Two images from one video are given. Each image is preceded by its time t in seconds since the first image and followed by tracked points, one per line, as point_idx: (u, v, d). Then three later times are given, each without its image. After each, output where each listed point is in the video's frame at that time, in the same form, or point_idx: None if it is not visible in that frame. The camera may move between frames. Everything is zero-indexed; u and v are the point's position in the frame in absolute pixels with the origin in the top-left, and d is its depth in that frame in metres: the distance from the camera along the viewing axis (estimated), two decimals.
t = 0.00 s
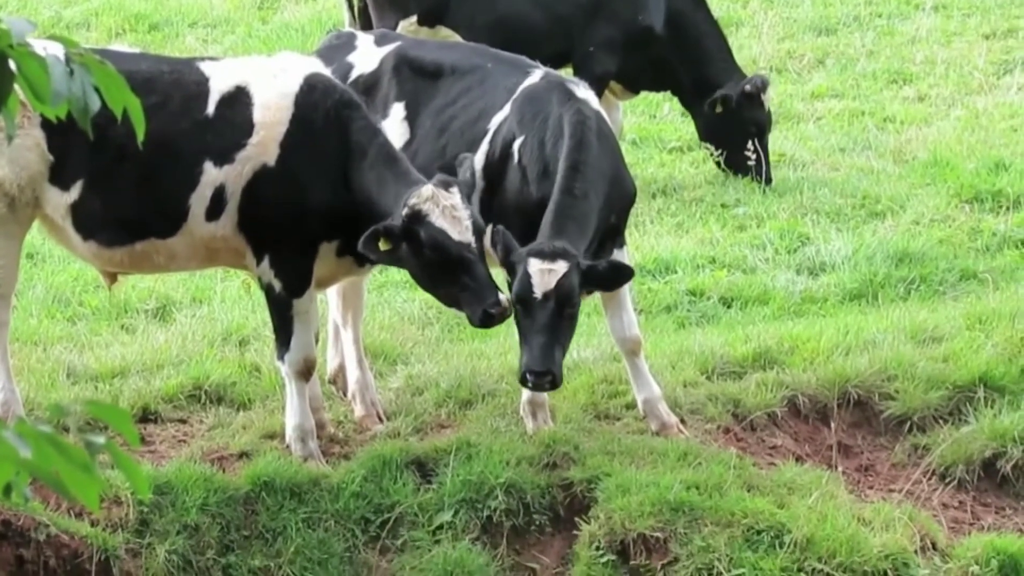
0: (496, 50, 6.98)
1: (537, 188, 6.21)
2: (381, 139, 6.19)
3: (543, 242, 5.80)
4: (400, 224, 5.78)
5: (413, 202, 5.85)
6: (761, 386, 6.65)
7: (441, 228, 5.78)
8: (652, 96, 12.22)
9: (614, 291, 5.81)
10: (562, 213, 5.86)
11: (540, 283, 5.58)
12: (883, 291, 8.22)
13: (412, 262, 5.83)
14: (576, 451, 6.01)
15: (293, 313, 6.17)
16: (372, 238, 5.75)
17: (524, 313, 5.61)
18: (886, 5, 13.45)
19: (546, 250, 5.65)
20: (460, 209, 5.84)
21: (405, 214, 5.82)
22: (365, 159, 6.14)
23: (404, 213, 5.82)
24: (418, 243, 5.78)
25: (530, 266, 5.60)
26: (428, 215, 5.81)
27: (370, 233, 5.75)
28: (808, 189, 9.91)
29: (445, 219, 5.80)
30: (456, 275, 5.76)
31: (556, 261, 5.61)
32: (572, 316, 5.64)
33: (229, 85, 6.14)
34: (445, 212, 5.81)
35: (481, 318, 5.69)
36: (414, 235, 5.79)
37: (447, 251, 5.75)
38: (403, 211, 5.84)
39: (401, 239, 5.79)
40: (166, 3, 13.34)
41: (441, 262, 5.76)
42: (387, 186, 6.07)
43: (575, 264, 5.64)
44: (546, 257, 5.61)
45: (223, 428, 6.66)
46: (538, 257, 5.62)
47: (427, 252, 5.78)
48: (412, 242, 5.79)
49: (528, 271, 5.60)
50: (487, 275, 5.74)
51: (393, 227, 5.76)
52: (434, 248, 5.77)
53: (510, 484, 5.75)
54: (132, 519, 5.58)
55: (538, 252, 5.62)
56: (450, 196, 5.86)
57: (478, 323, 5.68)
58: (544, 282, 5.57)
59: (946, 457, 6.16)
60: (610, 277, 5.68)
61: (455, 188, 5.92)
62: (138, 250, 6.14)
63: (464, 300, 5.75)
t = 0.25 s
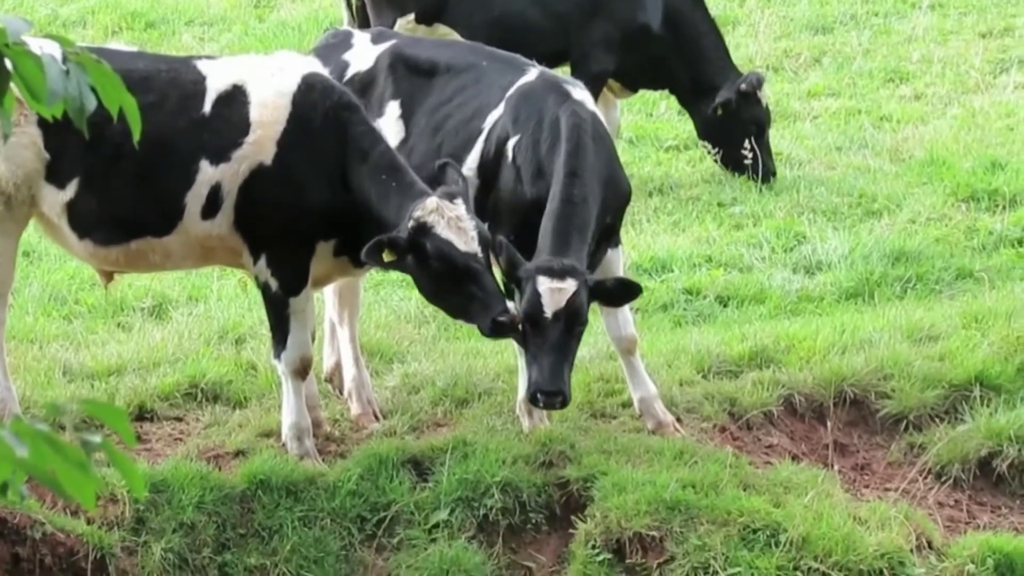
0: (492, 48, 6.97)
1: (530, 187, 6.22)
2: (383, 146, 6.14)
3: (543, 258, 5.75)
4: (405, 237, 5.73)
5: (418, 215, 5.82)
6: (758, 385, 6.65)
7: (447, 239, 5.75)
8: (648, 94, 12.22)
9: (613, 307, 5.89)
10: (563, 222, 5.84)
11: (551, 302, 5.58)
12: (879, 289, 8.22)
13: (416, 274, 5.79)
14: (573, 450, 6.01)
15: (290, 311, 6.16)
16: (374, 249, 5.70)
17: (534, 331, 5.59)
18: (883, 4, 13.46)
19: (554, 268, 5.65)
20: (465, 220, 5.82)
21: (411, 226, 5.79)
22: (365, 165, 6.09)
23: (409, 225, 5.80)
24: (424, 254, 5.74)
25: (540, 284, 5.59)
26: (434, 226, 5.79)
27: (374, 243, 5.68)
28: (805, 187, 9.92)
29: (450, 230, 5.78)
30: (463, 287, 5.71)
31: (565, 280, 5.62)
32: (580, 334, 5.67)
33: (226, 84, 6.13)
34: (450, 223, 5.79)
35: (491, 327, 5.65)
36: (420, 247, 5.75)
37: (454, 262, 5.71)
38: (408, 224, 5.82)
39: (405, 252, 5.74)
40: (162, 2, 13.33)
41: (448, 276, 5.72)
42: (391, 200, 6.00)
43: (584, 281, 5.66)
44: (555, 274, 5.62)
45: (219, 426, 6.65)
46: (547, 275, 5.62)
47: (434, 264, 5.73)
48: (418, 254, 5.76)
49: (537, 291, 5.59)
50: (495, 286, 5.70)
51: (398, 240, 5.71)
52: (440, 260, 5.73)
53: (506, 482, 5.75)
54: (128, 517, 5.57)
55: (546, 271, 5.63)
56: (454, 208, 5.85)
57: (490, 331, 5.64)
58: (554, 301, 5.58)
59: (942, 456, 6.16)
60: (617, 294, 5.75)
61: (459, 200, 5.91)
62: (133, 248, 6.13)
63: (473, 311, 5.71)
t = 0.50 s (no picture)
0: (486, 45, 6.97)
1: (523, 183, 6.21)
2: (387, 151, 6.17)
3: (547, 272, 5.78)
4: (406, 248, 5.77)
5: (421, 226, 5.84)
6: (752, 381, 6.65)
7: (449, 252, 5.76)
8: (643, 91, 12.22)
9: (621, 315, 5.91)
10: (564, 230, 5.86)
11: (558, 318, 5.60)
12: (873, 286, 8.23)
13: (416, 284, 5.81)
14: (567, 446, 6.01)
15: (284, 308, 6.15)
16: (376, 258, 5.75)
17: (540, 346, 5.63)
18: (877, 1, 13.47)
19: (560, 283, 5.67)
20: (467, 232, 5.83)
21: (413, 237, 5.80)
22: (364, 169, 6.10)
23: (412, 236, 5.81)
24: (425, 266, 5.76)
25: (546, 300, 5.62)
26: (436, 238, 5.79)
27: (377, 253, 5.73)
28: (799, 184, 9.92)
29: (452, 243, 5.78)
30: (463, 300, 5.74)
31: (571, 295, 5.64)
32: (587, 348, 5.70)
33: (221, 82, 6.12)
34: (452, 235, 5.80)
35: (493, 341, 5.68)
36: (422, 259, 5.78)
37: (457, 275, 5.72)
38: (410, 236, 5.82)
39: (405, 263, 5.77)
40: None
41: (451, 288, 5.74)
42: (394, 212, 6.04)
43: (589, 296, 5.68)
44: (561, 290, 5.64)
45: (213, 422, 6.64)
46: (553, 291, 5.64)
47: (435, 276, 5.75)
48: (418, 266, 5.78)
49: (544, 308, 5.61)
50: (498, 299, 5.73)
51: (399, 251, 5.76)
52: (441, 272, 5.75)
53: (501, 479, 5.75)
54: (123, 513, 5.55)
55: (552, 286, 5.65)
56: (457, 220, 5.87)
57: (490, 344, 5.67)
58: (560, 317, 5.60)
59: (936, 453, 6.16)
60: (625, 305, 5.77)
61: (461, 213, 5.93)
62: (128, 245, 6.12)
63: (477, 324, 5.73)
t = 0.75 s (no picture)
0: (480, 43, 6.97)
1: (517, 182, 6.18)
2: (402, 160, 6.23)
3: (553, 278, 5.76)
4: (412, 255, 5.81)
5: (430, 235, 5.85)
6: (747, 380, 6.65)
7: (456, 263, 5.77)
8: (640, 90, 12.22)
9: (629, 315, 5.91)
10: (568, 235, 5.85)
11: (566, 325, 5.60)
12: (869, 285, 8.22)
13: (420, 292, 5.84)
14: (563, 445, 6.00)
15: (280, 307, 6.15)
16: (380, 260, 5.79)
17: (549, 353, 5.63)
18: None
19: (567, 289, 5.67)
20: (474, 246, 5.83)
21: (422, 246, 5.82)
22: (364, 172, 6.09)
23: (421, 245, 5.83)
24: (434, 276, 5.79)
25: (553, 306, 5.62)
26: (446, 250, 5.80)
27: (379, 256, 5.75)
28: (795, 183, 9.92)
29: (459, 255, 5.79)
30: (469, 310, 5.76)
31: (578, 300, 5.64)
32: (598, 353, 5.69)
33: (218, 81, 6.11)
34: (461, 248, 5.81)
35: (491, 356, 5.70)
36: (429, 269, 5.80)
37: (464, 287, 5.74)
38: (421, 245, 5.84)
39: (413, 271, 5.82)
40: None
41: (460, 298, 5.76)
42: (400, 222, 6.05)
43: (596, 301, 5.67)
44: (567, 296, 5.64)
45: (209, 421, 6.63)
46: (559, 297, 5.64)
47: (445, 286, 5.78)
48: (426, 276, 5.81)
49: (551, 315, 5.61)
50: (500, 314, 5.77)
51: (405, 257, 5.80)
52: (450, 282, 5.77)
53: (496, 477, 5.75)
54: (118, 512, 5.55)
55: (559, 292, 5.64)
56: (465, 233, 5.87)
57: (487, 359, 5.69)
58: (568, 322, 5.60)
59: (932, 452, 6.16)
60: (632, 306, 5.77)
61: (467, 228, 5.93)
62: (125, 244, 6.11)
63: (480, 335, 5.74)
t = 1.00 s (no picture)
0: (477, 39, 6.96)
1: (514, 178, 6.18)
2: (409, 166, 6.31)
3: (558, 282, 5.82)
4: (416, 256, 5.83)
5: (434, 236, 5.86)
6: (744, 377, 6.65)
7: (462, 263, 5.79)
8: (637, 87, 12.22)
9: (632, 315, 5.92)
10: (570, 237, 5.88)
11: (573, 327, 5.63)
12: (866, 282, 8.23)
13: (423, 293, 5.87)
14: (559, 442, 6.01)
15: (278, 303, 6.14)
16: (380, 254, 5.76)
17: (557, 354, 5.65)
18: None
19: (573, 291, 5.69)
20: (478, 244, 5.86)
21: (426, 247, 5.84)
22: (366, 172, 6.09)
23: (425, 246, 5.84)
24: (439, 276, 5.82)
25: (560, 310, 5.63)
26: (449, 250, 5.82)
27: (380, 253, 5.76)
28: (792, 180, 9.92)
29: (464, 255, 5.81)
30: (474, 311, 5.80)
31: (584, 303, 5.66)
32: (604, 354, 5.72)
33: (217, 77, 6.08)
34: (464, 247, 5.83)
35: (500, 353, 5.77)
36: (434, 270, 5.82)
37: (471, 288, 5.77)
38: (425, 245, 5.86)
39: (415, 271, 5.84)
40: None
41: (466, 298, 5.79)
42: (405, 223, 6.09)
43: (603, 303, 5.68)
44: (574, 299, 5.65)
45: (205, 417, 6.63)
46: (566, 300, 5.66)
47: (451, 285, 5.80)
48: (431, 278, 5.83)
49: (558, 317, 5.64)
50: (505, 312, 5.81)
51: (408, 257, 5.82)
52: (457, 282, 5.79)
53: (493, 474, 5.76)
54: (115, 508, 5.55)
55: (566, 294, 5.66)
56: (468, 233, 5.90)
57: (496, 357, 5.77)
58: (575, 325, 5.63)
59: (928, 449, 6.16)
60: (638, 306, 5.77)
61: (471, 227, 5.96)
62: (123, 240, 6.08)
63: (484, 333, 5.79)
